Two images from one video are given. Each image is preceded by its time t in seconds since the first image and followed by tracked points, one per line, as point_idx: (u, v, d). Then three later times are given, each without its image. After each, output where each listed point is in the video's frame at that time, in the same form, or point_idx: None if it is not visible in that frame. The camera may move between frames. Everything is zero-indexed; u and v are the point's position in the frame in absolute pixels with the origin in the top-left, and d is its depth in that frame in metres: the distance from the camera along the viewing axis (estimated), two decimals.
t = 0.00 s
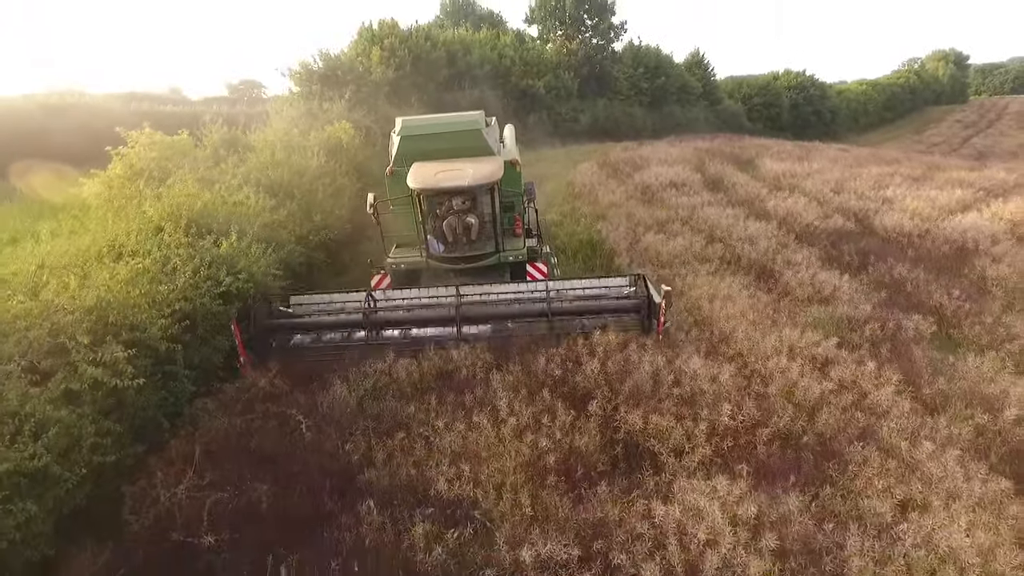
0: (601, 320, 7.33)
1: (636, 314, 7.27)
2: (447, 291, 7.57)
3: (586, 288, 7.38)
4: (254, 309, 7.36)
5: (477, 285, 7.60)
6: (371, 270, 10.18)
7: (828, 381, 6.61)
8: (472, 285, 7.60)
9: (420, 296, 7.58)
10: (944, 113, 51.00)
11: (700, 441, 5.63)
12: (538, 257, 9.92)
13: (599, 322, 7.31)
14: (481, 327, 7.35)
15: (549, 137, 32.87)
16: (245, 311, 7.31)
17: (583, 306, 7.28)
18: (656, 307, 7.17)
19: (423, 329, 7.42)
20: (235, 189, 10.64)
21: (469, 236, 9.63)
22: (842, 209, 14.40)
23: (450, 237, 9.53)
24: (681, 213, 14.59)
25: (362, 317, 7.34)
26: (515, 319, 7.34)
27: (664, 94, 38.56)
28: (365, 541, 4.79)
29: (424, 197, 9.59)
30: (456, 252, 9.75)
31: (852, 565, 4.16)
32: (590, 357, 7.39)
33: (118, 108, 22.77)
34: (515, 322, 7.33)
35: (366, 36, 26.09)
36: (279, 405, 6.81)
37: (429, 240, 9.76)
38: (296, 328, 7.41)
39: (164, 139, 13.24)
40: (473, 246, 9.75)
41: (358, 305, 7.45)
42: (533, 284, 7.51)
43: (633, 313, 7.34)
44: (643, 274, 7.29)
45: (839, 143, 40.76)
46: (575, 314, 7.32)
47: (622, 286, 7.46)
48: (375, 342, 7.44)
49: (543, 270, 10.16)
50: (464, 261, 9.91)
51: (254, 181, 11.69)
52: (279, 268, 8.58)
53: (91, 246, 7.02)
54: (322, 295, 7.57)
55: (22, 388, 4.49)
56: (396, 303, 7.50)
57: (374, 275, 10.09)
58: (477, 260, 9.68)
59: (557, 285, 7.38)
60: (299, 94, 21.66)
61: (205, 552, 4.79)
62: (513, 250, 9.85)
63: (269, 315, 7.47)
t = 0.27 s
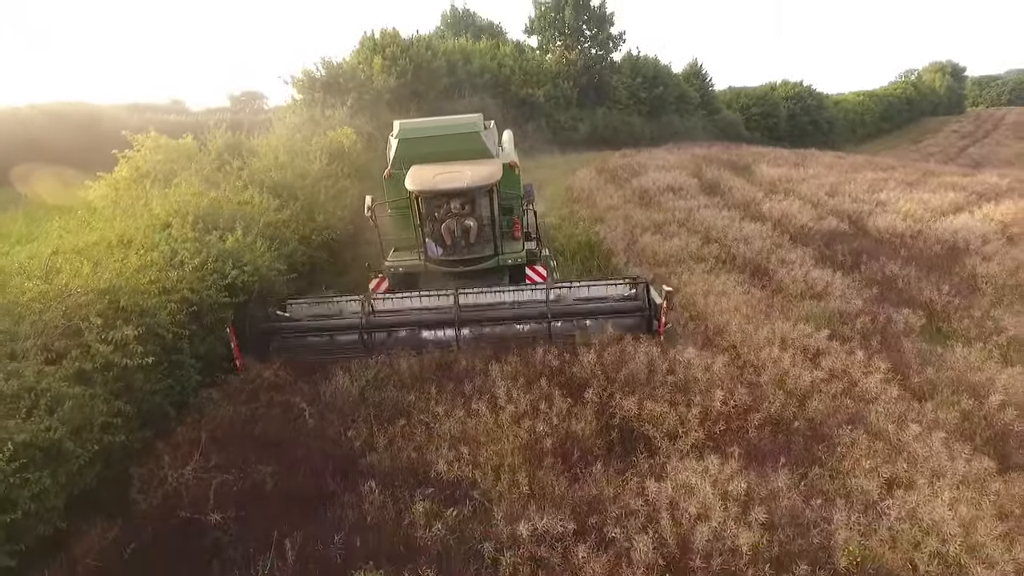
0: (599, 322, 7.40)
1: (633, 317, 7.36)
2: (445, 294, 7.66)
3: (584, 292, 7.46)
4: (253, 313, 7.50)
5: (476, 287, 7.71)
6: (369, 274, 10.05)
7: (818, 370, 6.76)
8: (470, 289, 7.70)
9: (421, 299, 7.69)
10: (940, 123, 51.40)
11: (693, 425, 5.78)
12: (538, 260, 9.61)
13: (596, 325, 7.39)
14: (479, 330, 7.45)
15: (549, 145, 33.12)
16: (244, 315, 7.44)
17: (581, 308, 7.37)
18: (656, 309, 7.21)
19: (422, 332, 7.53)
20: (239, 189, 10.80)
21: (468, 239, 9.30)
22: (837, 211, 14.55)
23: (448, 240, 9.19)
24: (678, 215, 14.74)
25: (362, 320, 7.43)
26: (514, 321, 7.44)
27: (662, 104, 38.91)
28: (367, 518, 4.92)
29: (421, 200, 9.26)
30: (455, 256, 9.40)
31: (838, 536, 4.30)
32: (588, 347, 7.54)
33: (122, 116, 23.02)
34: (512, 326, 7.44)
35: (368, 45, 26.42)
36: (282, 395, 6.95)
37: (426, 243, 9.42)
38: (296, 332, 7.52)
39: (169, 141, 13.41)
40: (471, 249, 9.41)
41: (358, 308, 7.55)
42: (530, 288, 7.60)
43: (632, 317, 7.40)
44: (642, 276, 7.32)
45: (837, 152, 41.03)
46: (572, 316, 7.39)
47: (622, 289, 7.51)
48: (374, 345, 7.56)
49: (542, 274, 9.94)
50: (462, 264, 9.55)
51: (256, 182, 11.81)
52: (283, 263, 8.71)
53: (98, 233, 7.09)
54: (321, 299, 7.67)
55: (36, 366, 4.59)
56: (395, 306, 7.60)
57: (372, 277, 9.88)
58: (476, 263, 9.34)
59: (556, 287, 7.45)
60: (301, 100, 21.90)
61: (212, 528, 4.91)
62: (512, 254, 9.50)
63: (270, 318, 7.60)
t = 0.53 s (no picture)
0: (596, 324, 7.52)
1: (629, 317, 7.46)
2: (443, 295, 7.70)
3: (581, 293, 7.53)
4: (250, 313, 7.47)
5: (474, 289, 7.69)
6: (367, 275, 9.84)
7: (810, 359, 6.91)
8: (468, 289, 7.74)
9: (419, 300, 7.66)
10: (936, 131, 51.71)
11: (687, 410, 5.94)
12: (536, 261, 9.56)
13: (593, 326, 7.50)
14: (477, 332, 7.54)
15: (548, 151, 33.39)
16: (241, 315, 7.42)
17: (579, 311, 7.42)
18: (654, 310, 7.25)
19: (420, 333, 7.58)
20: (242, 188, 10.97)
21: (467, 240, 9.18)
22: (832, 211, 14.71)
23: (447, 242, 9.05)
24: (675, 215, 14.91)
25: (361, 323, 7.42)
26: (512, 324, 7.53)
27: (660, 112, 39.18)
28: (369, 497, 5.05)
29: (419, 200, 9.10)
30: (454, 257, 9.30)
31: (825, 508, 4.45)
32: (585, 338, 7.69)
33: (123, 123, 23.22)
34: (510, 327, 7.52)
35: (369, 53, 26.69)
36: (286, 386, 7.10)
37: (425, 245, 9.33)
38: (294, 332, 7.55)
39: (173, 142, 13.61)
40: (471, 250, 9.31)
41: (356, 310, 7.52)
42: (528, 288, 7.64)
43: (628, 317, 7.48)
44: (642, 278, 7.30)
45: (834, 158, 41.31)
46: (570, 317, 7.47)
47: (621, 290, 7.53)
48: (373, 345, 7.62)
49: (542, 275, 9.80)
50: (462, 266, 9.39)
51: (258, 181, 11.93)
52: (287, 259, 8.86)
53: (107, 224, 7.20)
54: (318, 299, 7.66)
55: (52, 345, 4.73)
56: (392, 307, 7.61)
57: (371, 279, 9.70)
58: (476, 264, 9.26)
59: (555, 291, 7.48)
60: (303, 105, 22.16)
61: (218, 507, 5.03)
62: (512, 255, 9.36)
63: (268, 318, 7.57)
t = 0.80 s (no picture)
0: (598, 326, 7.18)
1: (631, 317, 7.12)
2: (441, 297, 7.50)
3: (580, 294, 7.26)
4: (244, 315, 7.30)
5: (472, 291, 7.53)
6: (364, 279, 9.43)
7: (801, 350, 7.06)
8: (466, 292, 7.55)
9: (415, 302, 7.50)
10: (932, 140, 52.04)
11: (680, 397, 6.09)
12: (536, 263, 9.21)
13: (594, 329, 7.17)
14: (473, 334, 7.23)
15: (547, 158, 33.65)
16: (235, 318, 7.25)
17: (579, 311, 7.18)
18: (655, 310, 7.01)
19: (416, 336, 7.31)
20: (245, 187, 11.16)
21: (466, 242, 8.76)
22: (827, 211, 14.87)
23: (445, 244, 8.63)
24: (671, 216, 15.07)
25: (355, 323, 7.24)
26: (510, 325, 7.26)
27: (658, 120, 39.53)
28: (371, 477, 5.19)
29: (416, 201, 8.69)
30: (452, 260, 8.87)
31: (811, 484, 4.61)
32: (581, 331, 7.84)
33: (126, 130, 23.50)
34: (508, 328, 7.23)
35: (369, 61, 27.00)
36: (289, 376, 7.23)
37: (422, 247, 8.89)
38: (288, 335, 7.33)
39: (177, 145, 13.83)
40: (469, 253, 8.88)
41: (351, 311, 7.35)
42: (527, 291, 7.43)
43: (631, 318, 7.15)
44: (641, 278, 7.15)
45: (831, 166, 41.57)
46: (570, 319, 7.20)
47: (621, 292, 7.30)
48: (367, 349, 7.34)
49: (541, 278, 9.45)
50: (460, 269, 8.98)
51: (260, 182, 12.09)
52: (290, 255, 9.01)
53: (115, 217, 7.36)
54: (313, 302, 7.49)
55: (65, 327, 4.86)
56: (388, 309, 7.42)
57: (366, 282, 9.29)
58: (474, 267, 8.84)
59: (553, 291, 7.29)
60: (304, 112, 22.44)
61: (224, 487, 5.16)
62: (511, 258, 8.97)
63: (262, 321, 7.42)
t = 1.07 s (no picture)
0: (595, 327, 7.23)
1: (625, 320, 7.17)
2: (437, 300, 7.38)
3: (577, 297, 7.26)
4: (238, 319, 7.07)
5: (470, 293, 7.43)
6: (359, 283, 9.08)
7: (789, 342, 7.23)
8: (462, 294, 7.45)
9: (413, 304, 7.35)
10: (928, 148, 52.36)
11: (671, 386, 6.28)
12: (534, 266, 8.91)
13: (590, 331, 7.21)
14: (473, 336, 7.17)
15: (545, 164, 33.93)
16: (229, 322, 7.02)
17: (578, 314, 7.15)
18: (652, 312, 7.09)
19: (413, 339, 7.18)
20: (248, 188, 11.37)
21: (463, 245, 8.41)
22: (820, 212, 15.07)
23: (441, 247, 8.30)
24: (667, 217, 15.26)
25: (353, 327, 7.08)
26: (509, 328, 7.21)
27: (656, 127, 39.88)
28: (370, 460, 5.37)
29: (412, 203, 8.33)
30: (449, 263, 8.51)
31: (794, 463, 4.80)
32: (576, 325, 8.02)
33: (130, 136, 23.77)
34: (506, 332, 7.19)
35: (370, 68, 27.34)
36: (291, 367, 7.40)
37: (418, 250, 8.55)
38: (283, 339, 7.14)
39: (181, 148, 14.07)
40: (466, 256, 8.52)
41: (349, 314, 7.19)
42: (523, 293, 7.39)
43: (625, 320, 7.22)
44: (639, 280, 7.16)
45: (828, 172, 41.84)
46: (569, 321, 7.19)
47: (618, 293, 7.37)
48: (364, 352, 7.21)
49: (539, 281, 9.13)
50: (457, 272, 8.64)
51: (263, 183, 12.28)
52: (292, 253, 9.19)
53: (122, 212, 7.54)
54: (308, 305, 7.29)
55: (79, 313, 5.06)
56: (385, 312, 7.27)
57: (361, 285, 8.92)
58: (471, 271, 8.50)
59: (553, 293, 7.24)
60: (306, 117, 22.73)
61: (229, 469, 5.35)
62: (509, 261, 8.66)
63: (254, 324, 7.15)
